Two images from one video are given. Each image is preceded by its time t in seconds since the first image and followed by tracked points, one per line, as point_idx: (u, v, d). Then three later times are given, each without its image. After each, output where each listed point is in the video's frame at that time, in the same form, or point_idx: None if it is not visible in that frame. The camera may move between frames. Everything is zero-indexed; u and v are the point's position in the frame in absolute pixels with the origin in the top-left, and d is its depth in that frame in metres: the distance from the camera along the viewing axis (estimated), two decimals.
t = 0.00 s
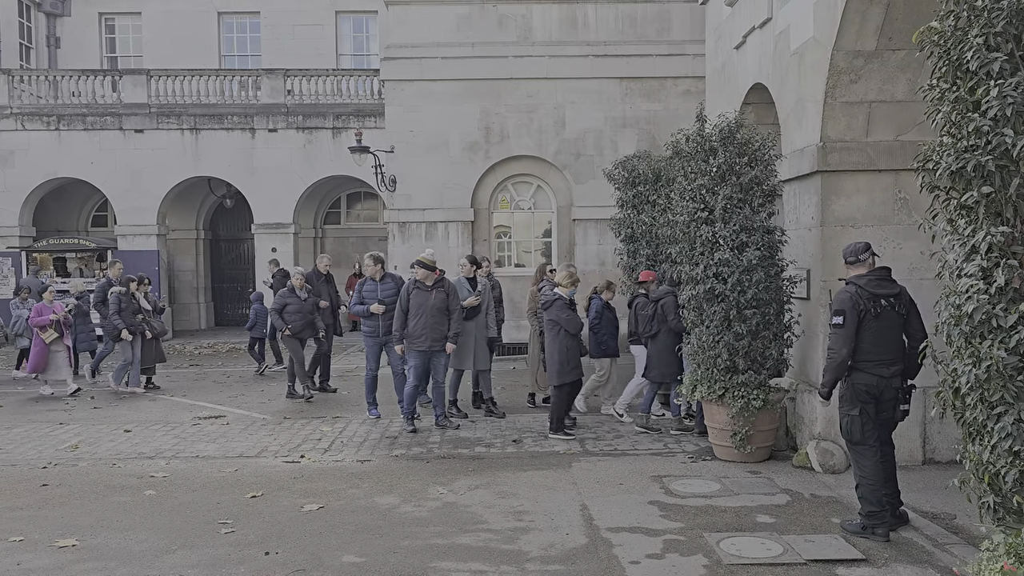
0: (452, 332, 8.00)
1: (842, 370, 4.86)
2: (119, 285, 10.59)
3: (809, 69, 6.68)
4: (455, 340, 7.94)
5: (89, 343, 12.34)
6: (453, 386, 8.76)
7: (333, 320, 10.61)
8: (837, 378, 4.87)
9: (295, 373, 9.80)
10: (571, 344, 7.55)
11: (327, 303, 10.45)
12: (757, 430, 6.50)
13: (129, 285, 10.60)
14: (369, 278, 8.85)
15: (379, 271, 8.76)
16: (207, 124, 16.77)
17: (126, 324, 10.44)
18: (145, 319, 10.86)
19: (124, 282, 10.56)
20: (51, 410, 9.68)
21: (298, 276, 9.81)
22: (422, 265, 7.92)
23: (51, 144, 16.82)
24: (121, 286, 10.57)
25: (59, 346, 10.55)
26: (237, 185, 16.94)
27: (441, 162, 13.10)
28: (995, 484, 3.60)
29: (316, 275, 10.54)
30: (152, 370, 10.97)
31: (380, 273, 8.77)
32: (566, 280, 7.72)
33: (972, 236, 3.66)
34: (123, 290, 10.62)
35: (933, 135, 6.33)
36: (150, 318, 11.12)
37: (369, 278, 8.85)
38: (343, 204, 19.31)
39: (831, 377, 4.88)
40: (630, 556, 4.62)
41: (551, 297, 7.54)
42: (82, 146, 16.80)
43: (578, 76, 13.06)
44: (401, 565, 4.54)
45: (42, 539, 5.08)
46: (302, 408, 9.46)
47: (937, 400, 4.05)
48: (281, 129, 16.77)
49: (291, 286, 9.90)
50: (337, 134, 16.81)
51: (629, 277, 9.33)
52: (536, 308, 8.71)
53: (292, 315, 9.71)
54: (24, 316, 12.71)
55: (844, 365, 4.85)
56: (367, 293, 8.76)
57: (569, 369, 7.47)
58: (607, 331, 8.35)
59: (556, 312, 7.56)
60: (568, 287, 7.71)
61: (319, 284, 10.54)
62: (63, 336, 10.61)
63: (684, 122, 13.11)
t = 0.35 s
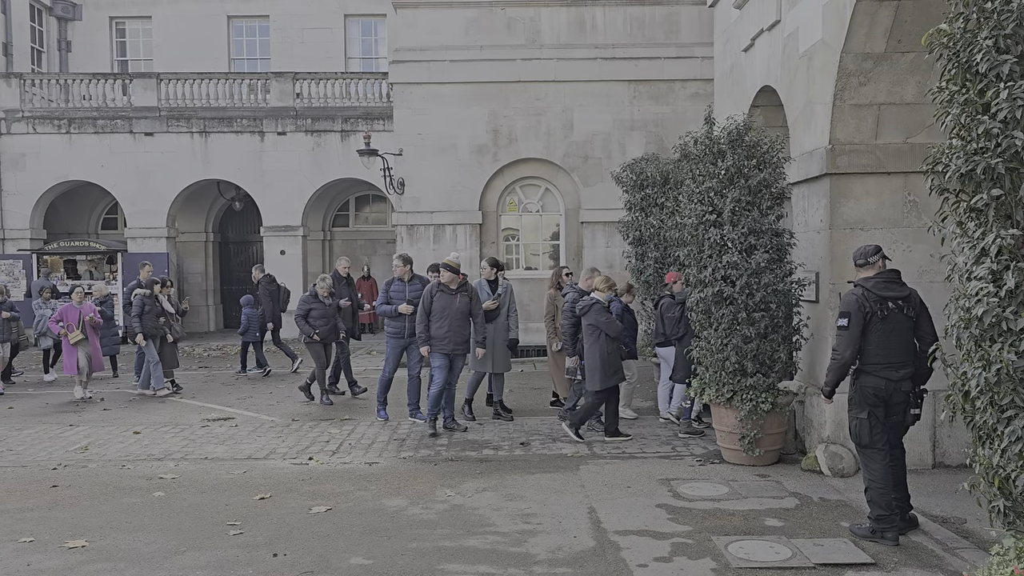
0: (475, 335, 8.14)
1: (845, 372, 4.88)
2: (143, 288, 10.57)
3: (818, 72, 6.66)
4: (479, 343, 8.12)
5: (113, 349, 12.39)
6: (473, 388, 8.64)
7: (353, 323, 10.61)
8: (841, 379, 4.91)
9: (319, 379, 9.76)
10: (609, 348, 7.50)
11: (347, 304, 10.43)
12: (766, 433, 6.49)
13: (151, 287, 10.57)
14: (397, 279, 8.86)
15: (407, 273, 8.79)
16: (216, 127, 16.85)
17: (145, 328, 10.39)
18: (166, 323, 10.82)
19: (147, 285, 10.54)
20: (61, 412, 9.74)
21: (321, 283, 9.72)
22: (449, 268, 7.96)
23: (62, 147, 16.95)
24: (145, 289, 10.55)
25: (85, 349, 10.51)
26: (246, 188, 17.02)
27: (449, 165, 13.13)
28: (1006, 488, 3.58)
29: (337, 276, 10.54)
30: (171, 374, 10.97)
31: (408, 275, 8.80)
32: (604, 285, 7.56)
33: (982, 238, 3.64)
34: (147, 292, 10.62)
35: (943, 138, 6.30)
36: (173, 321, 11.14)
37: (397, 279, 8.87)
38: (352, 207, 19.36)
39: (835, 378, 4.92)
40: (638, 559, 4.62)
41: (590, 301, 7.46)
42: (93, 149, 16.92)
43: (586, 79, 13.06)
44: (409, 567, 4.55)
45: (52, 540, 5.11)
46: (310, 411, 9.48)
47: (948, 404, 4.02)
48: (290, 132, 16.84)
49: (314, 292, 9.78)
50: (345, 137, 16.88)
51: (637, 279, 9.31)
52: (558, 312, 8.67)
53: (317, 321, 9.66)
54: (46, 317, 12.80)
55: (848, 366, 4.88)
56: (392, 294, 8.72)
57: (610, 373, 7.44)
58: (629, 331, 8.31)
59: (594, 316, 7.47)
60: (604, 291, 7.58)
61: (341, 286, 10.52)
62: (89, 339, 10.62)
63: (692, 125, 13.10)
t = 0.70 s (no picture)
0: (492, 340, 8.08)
1: (848, 373, 4.90)
2: (166, 288, 10.51)
3: (824, 72, 6.64)
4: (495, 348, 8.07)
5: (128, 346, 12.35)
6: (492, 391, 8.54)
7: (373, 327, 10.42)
8: (844, 380, 4.93)
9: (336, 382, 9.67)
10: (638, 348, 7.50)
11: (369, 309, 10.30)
12: (772, 435, 6.47)
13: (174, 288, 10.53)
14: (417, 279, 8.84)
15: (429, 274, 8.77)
16: (222, 129, 16.89)
17: (168, 329, 10.29)
18: (186, 323, 10.77)
19: (170, 285, 10.49)
20: (68, 412, 9.77)
21: (344, 285, 9.66)
22: (470, 269, 7.84)
23: (70, 149, 17.01)
24: (167, 289, 10.50)
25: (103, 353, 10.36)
26: (252, 189, 17.06)
27: (454, 167, 13.14)
28: (1013, 490, 3.55)
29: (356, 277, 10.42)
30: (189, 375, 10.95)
31: (431, 276, 8.78)
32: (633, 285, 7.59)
33: (989, 238, 3.62)
34: (169, 292, 10.53)
35: (949, 138, 6.27)
36: (192, 320, 11.05)
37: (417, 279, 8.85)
38: (357, 208, 19.39)
39: (837, 380, 4.94)
40: (643, 560, 4.60)
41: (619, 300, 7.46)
42: (100, 151, 16.98)
43: (592, 81, 13.05)
44: (413, 568, 4.55)
45: (57, 540, 5.12)
46: (316, 412, 9.49)
47: (955, 405, 4.00)
48: (296, 134, 16.88)
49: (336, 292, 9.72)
50: (351, 139, 16.91)
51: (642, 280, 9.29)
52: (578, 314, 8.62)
53: (337, 322, 9.57)
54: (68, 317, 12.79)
55: (850, 368, 4.89)
56: (415, 295, 8.80)
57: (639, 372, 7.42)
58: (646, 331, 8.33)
59: (622, 316, 7.50)
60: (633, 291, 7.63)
61: (359, 290, 10.36)
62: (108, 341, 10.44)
63: (697, 126, 13.07)
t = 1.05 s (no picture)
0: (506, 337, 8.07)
1: (844, 374, 4.91)
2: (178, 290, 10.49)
3: (824, 73, 6.63)
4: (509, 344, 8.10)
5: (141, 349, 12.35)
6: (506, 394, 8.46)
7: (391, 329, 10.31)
8: (841, 380, 4.93)
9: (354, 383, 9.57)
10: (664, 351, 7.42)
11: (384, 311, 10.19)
12: (771, 436, 6.46)
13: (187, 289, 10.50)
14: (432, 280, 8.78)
15: (446, 274, 8.72)
16: (222, 130, 16.89)
17: (187, 328, 10.34)
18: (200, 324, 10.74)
19: (182, 287, 10.45)
20: (69, 413, 9.77)
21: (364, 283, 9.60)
22: (491, 267, 7.71)
23: (70, 149, 17.02)
24: (180, 291, 10.47)
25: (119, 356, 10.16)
26: (253, 190, 17.06)
27: (454, 168, 13.14)
28: (1012, 492, 3.55)
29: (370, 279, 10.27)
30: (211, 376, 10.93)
31: (446, 277, 8.74)
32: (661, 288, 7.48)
33: (988, 240, 3.61)
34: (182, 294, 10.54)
35: (949, 140, 6.26)
36: (205, 323, 11.06)
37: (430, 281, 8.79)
38: (358, 209, 19.40)
39: (834, 380, 4.95)
40: (642, 562, 4.59)
41: (648, 304, 7.35)
42: (100, 152, 16.99)
43: (592, 81, 13.05)
44: (413, 570, 4.54)
45: (56, 541, 5.12)
46: (316, 412, 9.50)
47: (954, 407, 3.99)
48: (296, 134, 16.89)
49: (356, 291, 9.64)
50: (352, 139, 16.91)
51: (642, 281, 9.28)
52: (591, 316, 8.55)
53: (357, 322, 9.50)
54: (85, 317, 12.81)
55: (846, 369, 4.90)
56: (432, 299, 8.72)
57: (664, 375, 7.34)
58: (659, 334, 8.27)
59: (652, 318, 7.42)
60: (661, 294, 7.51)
61: (376, 289, 10.22)
62: (124, 345, 10.20)
63: (698, 126, 13.07)
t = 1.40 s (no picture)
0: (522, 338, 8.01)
1: (839, 375, 4.93)
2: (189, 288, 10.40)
3: (819, 74, 6.65)
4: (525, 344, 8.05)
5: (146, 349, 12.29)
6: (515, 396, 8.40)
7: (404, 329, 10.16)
8: (836, 382, 4.96)
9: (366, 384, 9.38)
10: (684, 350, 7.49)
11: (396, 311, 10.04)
12: (766, 437, 6.48)
13: (198, 288, 10.41)
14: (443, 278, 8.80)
15: (458, 272, 8.76)
16: (218, 130, 16.86)
17: (196, 328, 10.24)
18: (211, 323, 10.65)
19: (193, 285, 10.36)
20: (63, 414, 9.75)
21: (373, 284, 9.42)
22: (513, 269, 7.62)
23: (66, 149, 16.98)
24: (190, 289, 10.37)
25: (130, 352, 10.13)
26: (249, 190, 17.04)
27: (451, 168, 13.13)
28: (1005, 492, 3.56)
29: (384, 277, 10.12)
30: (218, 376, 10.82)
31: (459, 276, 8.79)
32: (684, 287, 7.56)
33: (980, 241, 3.62)
34: (192, 292, 10.44)
35: (943, 141, 6.28)
36: (215, 322, 10.95)
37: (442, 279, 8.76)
38: (354, 209, 19.39)
39: (830, 381, 4.97)
40: (636, 562, 4.60)
41: (672, 302, 7.42)
42: (96, 152, 16.95)
43: (588, 82, 13.06)
44: (407, 570, 4.54)
45: (50, 541, 5.10)
46: (310, 413, 9.49)
47: (948, 408, 4.00)
48: (292, 134, 16.87)
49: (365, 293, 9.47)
50: (348, 139, 16.89)
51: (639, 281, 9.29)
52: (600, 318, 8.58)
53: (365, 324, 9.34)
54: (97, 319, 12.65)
55: (841, 369, 4.92)
56: (448, 297, 8.68)
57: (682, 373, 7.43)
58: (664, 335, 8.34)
59: (671, 317, 7.49)
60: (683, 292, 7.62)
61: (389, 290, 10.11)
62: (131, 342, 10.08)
63: (693, 127, 13.09)
